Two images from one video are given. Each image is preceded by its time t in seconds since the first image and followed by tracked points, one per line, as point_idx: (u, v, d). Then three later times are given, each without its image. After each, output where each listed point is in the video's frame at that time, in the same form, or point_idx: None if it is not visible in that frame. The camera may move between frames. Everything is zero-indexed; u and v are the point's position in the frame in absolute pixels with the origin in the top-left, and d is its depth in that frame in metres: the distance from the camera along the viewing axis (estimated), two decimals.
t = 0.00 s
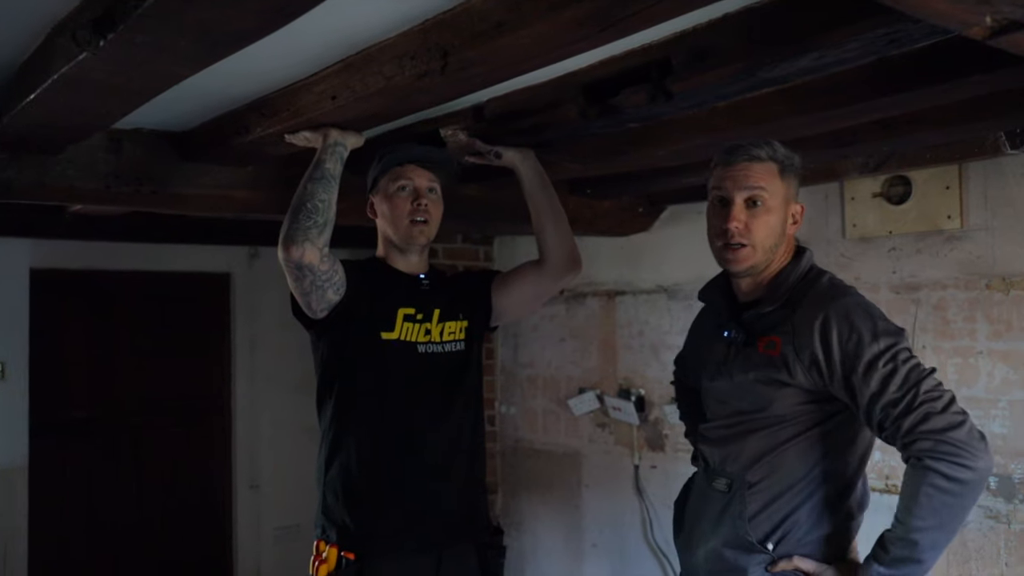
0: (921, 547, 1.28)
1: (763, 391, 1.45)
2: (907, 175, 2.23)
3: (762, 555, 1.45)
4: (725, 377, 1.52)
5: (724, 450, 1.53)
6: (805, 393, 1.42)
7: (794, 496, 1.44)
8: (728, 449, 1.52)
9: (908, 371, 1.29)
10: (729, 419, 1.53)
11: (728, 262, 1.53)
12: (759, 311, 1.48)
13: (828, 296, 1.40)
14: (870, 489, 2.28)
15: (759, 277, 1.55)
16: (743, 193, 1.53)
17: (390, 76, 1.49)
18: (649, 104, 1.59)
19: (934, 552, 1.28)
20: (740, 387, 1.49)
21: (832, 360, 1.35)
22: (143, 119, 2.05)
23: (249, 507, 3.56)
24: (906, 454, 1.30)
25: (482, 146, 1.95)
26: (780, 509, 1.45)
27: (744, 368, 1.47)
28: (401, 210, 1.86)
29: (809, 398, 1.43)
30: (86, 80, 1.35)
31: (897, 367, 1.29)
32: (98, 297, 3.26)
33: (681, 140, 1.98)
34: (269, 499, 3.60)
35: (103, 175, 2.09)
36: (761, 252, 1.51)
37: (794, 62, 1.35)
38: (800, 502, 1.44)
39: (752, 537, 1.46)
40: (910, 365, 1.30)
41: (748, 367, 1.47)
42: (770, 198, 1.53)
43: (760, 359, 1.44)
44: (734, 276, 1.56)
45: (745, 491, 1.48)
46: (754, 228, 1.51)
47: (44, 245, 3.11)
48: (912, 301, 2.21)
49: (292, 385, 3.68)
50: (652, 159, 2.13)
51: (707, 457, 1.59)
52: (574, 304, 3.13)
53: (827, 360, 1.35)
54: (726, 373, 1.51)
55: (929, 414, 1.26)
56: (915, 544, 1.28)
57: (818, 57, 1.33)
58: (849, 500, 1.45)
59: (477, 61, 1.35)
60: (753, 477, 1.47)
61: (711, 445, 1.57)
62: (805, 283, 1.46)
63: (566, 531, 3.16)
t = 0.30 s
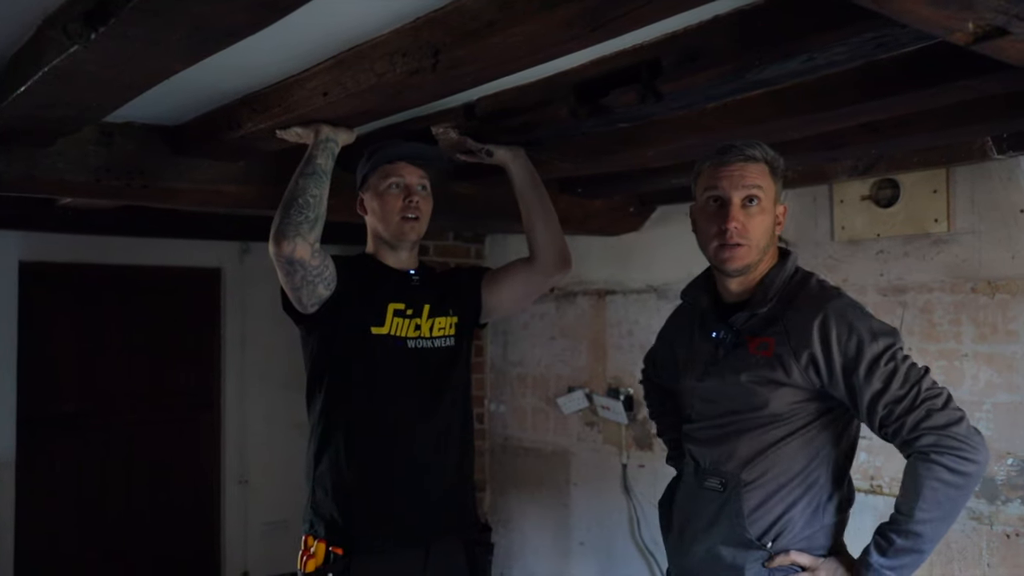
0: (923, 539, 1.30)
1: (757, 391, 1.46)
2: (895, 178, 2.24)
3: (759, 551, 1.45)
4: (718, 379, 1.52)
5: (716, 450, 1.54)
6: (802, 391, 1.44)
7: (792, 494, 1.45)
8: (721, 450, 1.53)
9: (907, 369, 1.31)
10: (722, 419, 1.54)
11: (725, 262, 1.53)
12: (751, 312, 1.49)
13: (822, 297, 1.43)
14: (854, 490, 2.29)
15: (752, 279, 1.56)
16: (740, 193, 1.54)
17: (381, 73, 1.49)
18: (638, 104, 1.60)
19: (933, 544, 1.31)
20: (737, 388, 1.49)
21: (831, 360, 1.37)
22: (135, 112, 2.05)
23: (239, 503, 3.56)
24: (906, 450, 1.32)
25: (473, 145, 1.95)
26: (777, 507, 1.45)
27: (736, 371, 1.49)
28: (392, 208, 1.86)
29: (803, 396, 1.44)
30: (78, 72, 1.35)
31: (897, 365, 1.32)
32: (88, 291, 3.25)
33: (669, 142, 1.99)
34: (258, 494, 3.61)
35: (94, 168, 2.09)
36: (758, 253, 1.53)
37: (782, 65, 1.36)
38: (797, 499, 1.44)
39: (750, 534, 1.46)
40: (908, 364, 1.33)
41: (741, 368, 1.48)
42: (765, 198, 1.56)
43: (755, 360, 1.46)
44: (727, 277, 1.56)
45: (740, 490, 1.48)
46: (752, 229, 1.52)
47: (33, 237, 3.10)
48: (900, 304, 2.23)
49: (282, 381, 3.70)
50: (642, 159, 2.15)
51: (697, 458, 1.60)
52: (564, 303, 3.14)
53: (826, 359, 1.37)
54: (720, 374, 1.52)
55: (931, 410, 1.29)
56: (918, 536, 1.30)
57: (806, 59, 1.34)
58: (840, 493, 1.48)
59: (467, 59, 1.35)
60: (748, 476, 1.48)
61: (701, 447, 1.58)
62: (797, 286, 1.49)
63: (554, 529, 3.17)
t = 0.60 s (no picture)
0: (919, 526, 1.34)
1: (744, 391, 1.47)
2: (881, 179, 2.27)
3: (753, 547, 1.46)
4: (706, 380, 1.52)
5: (704, 452, 1.54)
6: (791, 390, 1.44)
7: (784, 490, 1.45)
8: (708, 452, 1.53)
9: (897, 363, 1.36)
10: (708, 420, 1.54)
11: (699, 262, 1.54)
12: (733, 311, 1.50)
13: (807, 294, 1.44)
14: (839, 487, 2.31)
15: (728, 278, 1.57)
16: (711, 192, 1.55)
17: (368, 72, 1.51)
18: (625, 104, 1.61)
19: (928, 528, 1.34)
20: (726, 389, 1.49)
21: (823, 357, 1.38)
22: (123, 110, 2.06)
23: (228, 500, 3.52)
24: (899, 440, 1.36)
25: (461, 145, 1.97)
26: (769, 503, 1.45)
27: (723, 374, 1.49)
28: (381, 209, 1.87)
29: (793, 395, 1.45)
30: (64, 68, 1.36)
31: (888, 360, 1.35)
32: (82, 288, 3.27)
33: (661, 140, 2.03)
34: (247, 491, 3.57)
35: (82, 167, 2.09)
36: (732, 252, 1.54)
37: (766, 65, 1.38)
38: (790, 495, 1.45)
39: (744, 531, 1.47)
40: (896, 359, 1.37)
41: (727, 371, 1.48)
42: (735, 196, 1.57)
43: (741, 360, 1.46)
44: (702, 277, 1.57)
45: (732, 489, 1.48)
46: (725, 228, 1.53)
47: (25, 236, 3.09)
48: (884, 304, 2.26)
49: (271, 380, 3.64)
50: (631, 158, 2.16)
51: (683, 459, 1.60)
52: (553, 302, 3.15)
53: (818, 356, 1.39)
54: (706, 376, 1.52)
55: (923, 400, 1.33)
56: (915, 523, 1.33)
57: (790, 59, 1.35)
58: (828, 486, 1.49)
59: (454, 58, 1.37)
60: (738, 475, 1.48)
61: (688, 448, 1.58)
62: (782, 284, 1.50)
63: (543, 526, 3.19)
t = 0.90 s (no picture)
0: (858, 511, 1.51)
1: (701, 381, 1.64)
2: (837, 189, 2.49)
3: (704, 527, 1.62)
4: (667, 371, 1.69)
5: (663, 439, 1.70)
6: (743, 380, 1.62)
7: (735, 474, 1.62)
8: (666, 438, 1.70)
9: (844, 359, 1.53)
10: (666, 409, 1.71)
11: (653, 251, 1.72)
12: (694, 306, 1.68)
13: (761, 293, 1.62)
14: (798, 471, 2.51)
15: (686, 266, 1.75)
16: (666, 188, 1.73)
17: (363, 85, 1.69)
18: (602, 115, 1.79)
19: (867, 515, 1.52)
20: (685, 380, 1.66)
21: (773, 349, 1.56)
22: (134, 120, 2.20)
23: (235, 483, 3.78)
24: (844, 431, 1.53)
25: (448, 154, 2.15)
26: (721, 486, 1.62)
27: (682, 365, 1.66)
28: (379, 217, 2.05)
29: (745, 385, 1.63)
30: (98, 76, 1.51)
31: (836, 354, 1.53)
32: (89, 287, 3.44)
33: (636, 150, 2.20)
34: (252, 476, 3.83)
35: (98, 173, 2.25)
36: (683, 243, 1.71)
37: (729, 81, 1.55)
38: (741, 478, 1.62)
39: (695, 512, 1.63)
40: (845, 354, 1.55)
41: (688, 362, 1.65)
42: (690, 192, 1.73)
43: (700, 352, 1.64)
44: (660, 266, 1.75)
45: (686, 473, 1.65)
46: (676, 221, 1.70)
47: (43, 237, 3.35)
48: (841, 302, 2.47)
49: (273, 371, 3.90)
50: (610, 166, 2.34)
51: (641, 448, 1.76)
52: (536, 301, 3.34)
53: (771, 350, 1.56)
54: (668, 367, 1.69)
55: (867, 395, 1.51)
56: (855, 509, 1.51)
57: (751, 76, 1.52)
58: (773, 472, 1.67)
59: (447, 70, 1.52)
60: (691, 461, 1.65)
61: (647, 436, 1.74)
62: (737, 282, 1.69)
63: (527, 509, 3.38)
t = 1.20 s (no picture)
0: (822, 512, 1.56)
1: (678, 376, 1.71)
2: (813, 195, 2.68)
3: (675, 520, 1.69)
4: (649, 365, 1.76)
5: (642, 431, 1.77)
6: (720, 380, 1.68)
7: (708, 469, 1.69)
8: (646, 430, 1.77)
9: (817, 364, 1.56)
10: (645, 403, 1.78)
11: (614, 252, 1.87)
12: (674, 306, 1.74)
13: (740, 297, 1.66)
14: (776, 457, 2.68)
15: (648, 264, 1.82)
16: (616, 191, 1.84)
17: (368, 96, 1.85)
18: (592, 124, 1.94)
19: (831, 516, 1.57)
20: (664, 376, 1.73)
21: (747, 353, 1.60)
22: (155, 129, 2.36)
23: (250, 468, 4.38)
24: (813, 434, 1.57)
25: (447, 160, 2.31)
26: (693, 480, 1.69)
27: (662, 361, 1.73)
28: (373, 217, 2.20)
29: (721, 384, 1.68)
30: (124, 87, 1.65)
31: (808, 360, 1.57)
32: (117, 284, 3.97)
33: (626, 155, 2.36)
34: (265, 460, 4.42)
35: (121, 179, 2.40)
36: (621, 243, 1.81)
37: (712, 92, 1.68)
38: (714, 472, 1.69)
39: (667, 503, 1.70)
40: (818, 360, 1.58)
41: (669, 358, 1.71)
42: (628, 193, 1.80)
43: (678, 351, 1.70)
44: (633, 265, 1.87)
45: (660, 465, 1.71)
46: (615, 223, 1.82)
47: (72, 239, 3.82)
48: (816, 299, 2.67)
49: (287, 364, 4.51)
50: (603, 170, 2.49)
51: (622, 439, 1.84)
52: (531, 298, 3.51)
53: (744, 351, 1.60)
54: (649, 362, 1.76)
55: (837, 401, 1.54)
56: (819, 510, 1.55)
57: (733, 87, 1.64)
58: (748, 470, 1.73)
59: (449, 81, 1.65)
60: (666, 453, 1.71)
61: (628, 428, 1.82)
62: (718, 285, 1.73)
63: (523, 494, 3.56)
